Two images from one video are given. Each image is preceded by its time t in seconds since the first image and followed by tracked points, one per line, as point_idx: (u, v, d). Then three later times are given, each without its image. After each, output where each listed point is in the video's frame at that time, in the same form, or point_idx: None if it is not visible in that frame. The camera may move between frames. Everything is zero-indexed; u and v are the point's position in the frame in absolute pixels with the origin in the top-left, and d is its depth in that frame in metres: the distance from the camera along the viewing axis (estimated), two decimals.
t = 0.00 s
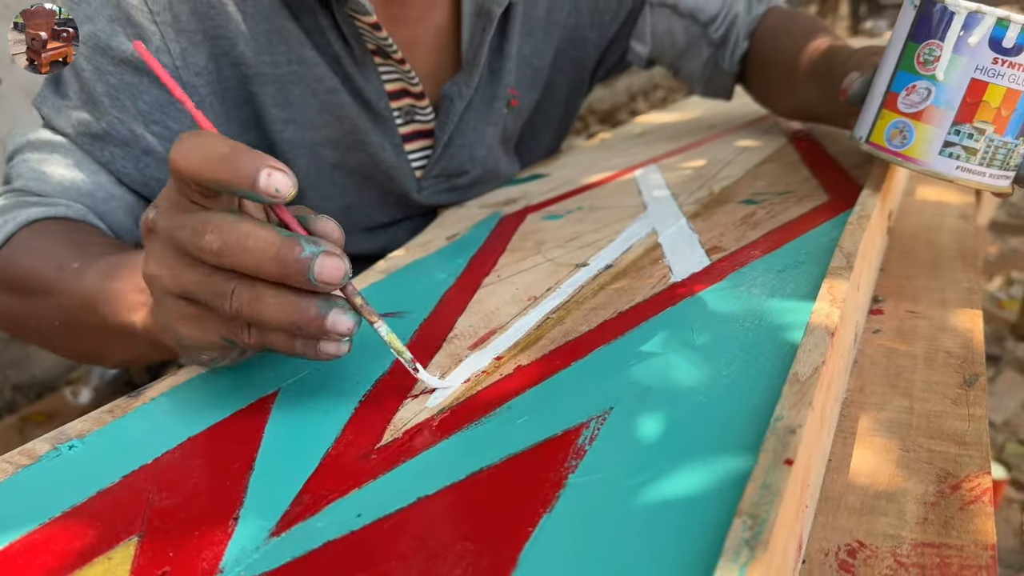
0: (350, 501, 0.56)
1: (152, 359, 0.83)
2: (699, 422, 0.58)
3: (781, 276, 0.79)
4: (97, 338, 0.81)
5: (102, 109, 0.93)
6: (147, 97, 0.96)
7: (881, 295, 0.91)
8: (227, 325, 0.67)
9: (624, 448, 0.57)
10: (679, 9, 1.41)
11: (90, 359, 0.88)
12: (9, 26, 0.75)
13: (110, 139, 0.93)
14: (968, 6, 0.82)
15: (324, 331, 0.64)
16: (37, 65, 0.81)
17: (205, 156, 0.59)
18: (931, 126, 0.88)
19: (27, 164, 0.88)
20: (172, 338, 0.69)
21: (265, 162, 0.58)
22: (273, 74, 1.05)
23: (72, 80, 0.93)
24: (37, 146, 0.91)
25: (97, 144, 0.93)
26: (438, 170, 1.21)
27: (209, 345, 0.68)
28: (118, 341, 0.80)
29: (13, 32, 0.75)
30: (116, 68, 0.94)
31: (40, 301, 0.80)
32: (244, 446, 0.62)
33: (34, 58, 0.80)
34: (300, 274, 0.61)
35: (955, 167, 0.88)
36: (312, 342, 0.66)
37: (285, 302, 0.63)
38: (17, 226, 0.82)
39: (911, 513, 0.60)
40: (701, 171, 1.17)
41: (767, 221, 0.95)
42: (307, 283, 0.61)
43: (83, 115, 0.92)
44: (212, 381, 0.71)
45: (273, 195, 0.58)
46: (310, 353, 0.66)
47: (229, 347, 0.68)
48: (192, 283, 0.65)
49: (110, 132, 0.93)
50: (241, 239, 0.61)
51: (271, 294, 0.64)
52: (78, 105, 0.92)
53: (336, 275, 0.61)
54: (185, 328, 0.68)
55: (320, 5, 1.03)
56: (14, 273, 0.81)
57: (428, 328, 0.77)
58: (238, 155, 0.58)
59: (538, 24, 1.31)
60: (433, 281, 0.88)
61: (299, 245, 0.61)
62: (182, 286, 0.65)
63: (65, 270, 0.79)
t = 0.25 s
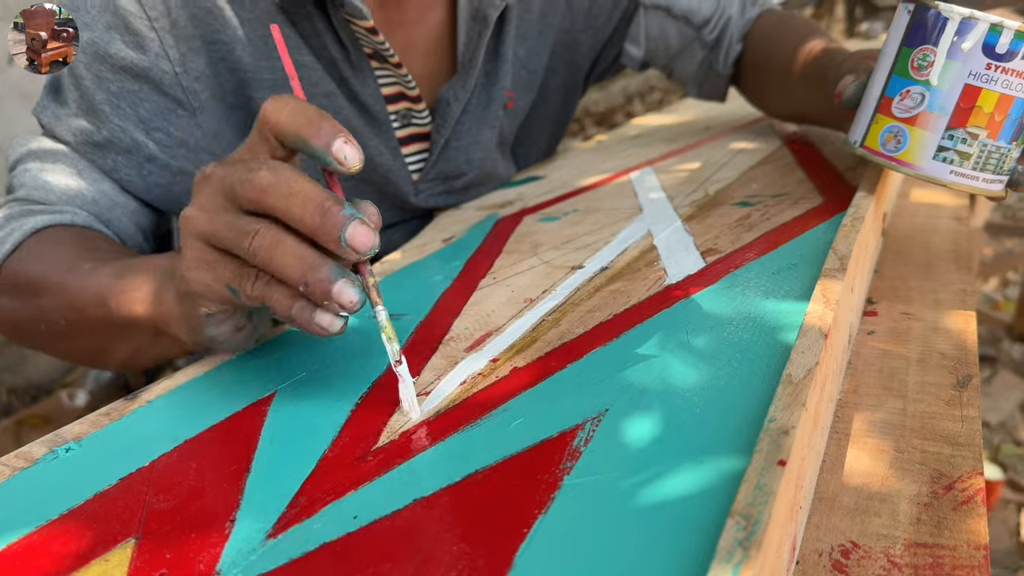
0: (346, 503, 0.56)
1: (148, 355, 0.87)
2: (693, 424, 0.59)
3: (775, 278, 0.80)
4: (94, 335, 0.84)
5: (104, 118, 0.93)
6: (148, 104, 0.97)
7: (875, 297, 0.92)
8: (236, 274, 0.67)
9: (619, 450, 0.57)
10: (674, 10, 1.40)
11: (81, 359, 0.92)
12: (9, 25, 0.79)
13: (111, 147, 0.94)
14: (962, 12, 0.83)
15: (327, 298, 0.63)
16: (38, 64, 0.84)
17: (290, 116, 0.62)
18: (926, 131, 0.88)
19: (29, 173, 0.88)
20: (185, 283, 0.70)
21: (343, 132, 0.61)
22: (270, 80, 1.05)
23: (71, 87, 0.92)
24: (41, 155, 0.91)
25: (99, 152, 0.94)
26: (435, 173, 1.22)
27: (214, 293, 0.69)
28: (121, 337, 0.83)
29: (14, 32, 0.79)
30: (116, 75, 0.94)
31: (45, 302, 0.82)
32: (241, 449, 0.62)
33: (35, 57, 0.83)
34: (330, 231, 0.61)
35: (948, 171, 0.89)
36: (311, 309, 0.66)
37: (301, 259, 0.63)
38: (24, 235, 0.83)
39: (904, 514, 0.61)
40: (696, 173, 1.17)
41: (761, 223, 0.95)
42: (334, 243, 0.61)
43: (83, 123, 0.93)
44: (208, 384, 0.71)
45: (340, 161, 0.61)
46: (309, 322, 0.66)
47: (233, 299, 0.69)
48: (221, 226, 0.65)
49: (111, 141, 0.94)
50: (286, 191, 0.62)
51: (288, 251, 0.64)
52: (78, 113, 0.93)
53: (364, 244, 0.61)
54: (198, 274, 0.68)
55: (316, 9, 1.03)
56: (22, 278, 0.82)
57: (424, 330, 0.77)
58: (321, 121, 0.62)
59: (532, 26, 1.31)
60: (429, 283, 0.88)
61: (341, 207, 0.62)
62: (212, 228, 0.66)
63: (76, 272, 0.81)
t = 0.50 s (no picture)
0: (344, 505, 0.56)
1: (203, 329, 0.89)
2: (691, 424, 0.59)
3: (773, 278, 0.80)
4: (148, 317, 0.87)
5: (113, 120, 0.93)
6: (156, 104, 0.97)
7: (872, 298, 0.92)
8: (339, 239, 0.73)
9: (616, 450, 0.57)
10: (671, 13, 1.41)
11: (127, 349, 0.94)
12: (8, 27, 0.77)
13: (122, 148, 0.95)
14: (956, 14, 0.83)
15: (426, 258, 0.71)
16: (37, 65, 0.82)
17: (363, 95, 0.66)
18: (922, 132, 0.89)
19: (39, 177, 0.89)
20: (280, 251, 0.74)
21: (411, 107, 0.65)
22: (270, 79, 1.06)
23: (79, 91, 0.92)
24: (52, 157, 0.91)
25: (111, 155, 0.95)
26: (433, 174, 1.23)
27: (318, 259, 0.74)
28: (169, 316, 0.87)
29: (13, 32, 0.77)
30: (123, 76, 0.93)
31: (89, 291, 0.85)
32: (238, 451, 0.62)
33: (35, 58, 0.81)
34: (423, 202, 0.68)
35: (943, 172, 0.89)
36: (411, 267, 0.73)
37: (402, 225, 0.70)
38: (45, 233, 0.86)
39: (902, 514, 0.61)
40: (693, 174, 1.18)
41: (758, 224, 0.95)
42: (425, 213, 0.69)
43: (92, 126, 0.93)
44: (206, 386, 0.71)
45: (414, 134, 0.66)
46: (409, 278, 0.73)
47: (335, 262, 0.74)
48: (319, 198, 0.71)
49: (122, 143, 0.94)
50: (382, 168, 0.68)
51: (389, 218, 0.70)
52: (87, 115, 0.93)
53: (450, 211, 0.69)
54: (298, 241, 0.73)
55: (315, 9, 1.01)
56: (56, 272, 0.85)
57: (422, 331, 0.77)
58: (390, 99, 0.66)
59: (530, 28, 1.31)
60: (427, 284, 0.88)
61: (427, 179, 0.69)
62: (308, 200, 0.71)
63: (114, 259, 0.85)
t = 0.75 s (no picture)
0: (343, 509, 0.56)
1: (235, 314, 0.91)
2: (691, 428, 0.59)
3: (772, 280, 0.80)
4: (180, 305, 0.88)
5: (124, 117, 0.92)
6: (165, 101, 0.96)
7: (870, 300, 0.92)
8: (392, 217, 0.74)
9: (616, 453, 0.57)
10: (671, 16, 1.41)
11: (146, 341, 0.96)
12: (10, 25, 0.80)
13: (133, 146, 0.94)
14: (953, 14, 0.83)
15: (473, 232, 0.73)
16: (38, 65, 0.83)
17: (409, 81, 0.69)
18: (917, 133, 0.89)
19: (51, 177, 0.89)
20: (332, 230, 0.75)
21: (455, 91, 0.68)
22: (269, 78, 1.05)
23: (88, 89, 0.92)
24: (62, 155, 0.90)
25: (122, 153, 0.94)
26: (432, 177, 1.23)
27: (371, 236, 0.75)
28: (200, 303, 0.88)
29: (14, 31, 0.80)
30: (132, 73, 0.93)
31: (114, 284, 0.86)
32: (236, 454, 0.62)
33: (35, 58, 0.82)
34: (472, 178, 0.71)
35: (939, 173, 0.89)
36: (459, 242, 0.75)
37: (454, 201, 0.72)
38: (60, 232, 0.87)
39: (901, 517, 0.61)
40: (692, 176, 1.18)
41: (757, 226, 0.95)
42: (473, 190, 0.71)
43: (102, 124, 0.92)
44: (203, 389, 0.70)
45: (458, 116, 0.69)
46: (458, 253, 0.75)
47: (386, 239, 0.76)
48: (372, 177, 0.72)
49: (134, 141, 0.93)
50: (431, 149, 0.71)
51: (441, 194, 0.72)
52: (97, 112, 0.92)
53: (494, 189, 0.72)
54: (350, 220, 0.74)
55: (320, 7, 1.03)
56: (76, 269, 0.86)
57: (421, 333, 0.77)
58: (435, 83, 0.69)
59: (530, 30, 1.31)
60: (425, 285, 0.88)
61: (472, 159, 0.71)
62: (360, 179, 0.72)
63: (138, 252, 0.86)
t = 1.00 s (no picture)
0: (339, 512, 0.55)
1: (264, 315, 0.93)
2: (688, 431, 0.58)
3: (769, 282, 0.80)
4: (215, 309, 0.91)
5: (133, 122, 0.93)
6: (174, 103, 0.96)
7: (867, 302, 0.92)
8: (444, 231, 0.79)
9: (613, 456, 0.57)
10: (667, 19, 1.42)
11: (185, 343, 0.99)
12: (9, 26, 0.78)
13: (144, 152, 0.95)
14: (947, 17, 0.83)
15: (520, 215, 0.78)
16: (38, 65, 0.82)
17: (417, 107, 0.69)
18: (913, 134, 0.89)
19: (66, 184, 0.91)
20: (392, 257, 0.81)
21: (468, 101, 0.69)
22: (267, 79, 1.04)
23: (98, 94, 0.93)
24: (75, 164, 0.92)
25: (134, 158, 0.96)
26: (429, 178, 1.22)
27: (429, 252, 0.81)
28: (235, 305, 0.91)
29: (14, 32, 0.78)
30: (140, 77, 0.93)
31: (147, 291, 0.90)
32: (232, 458, 0.61)
33: (35, 58, 0.81)
34: (506, 175, 0.74)
35: (935, 175, 0.89)
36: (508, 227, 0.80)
37: (498, 198, 0.77)
38: (77, 240, 0.89)
39: (898, 520, 0.61)
40: (689, 178, 1.18)
41: (754, 228, 0.95)
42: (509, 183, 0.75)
43: (114, 130, 0.94)
44: (199, 392, 0.70)
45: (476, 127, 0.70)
46: (509, 238, 0.81)
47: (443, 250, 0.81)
48: (418, 206, 0.77)
49: (145, 146, 0.95)
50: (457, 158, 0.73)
51: (483, 197, 0.76)
52: (108, 117, 0.93)
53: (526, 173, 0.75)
54: (407, 245, 0.79)
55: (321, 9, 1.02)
56: (104, 278, 0.89)
57: (417, 336, 0.77)
58: (447, 103, 0.69)
59: (528, 32, 1.31)
60: (421, 288, 0.87)
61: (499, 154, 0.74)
62: (405, 211, 0.77)
63: (167, 259, 0.89)
